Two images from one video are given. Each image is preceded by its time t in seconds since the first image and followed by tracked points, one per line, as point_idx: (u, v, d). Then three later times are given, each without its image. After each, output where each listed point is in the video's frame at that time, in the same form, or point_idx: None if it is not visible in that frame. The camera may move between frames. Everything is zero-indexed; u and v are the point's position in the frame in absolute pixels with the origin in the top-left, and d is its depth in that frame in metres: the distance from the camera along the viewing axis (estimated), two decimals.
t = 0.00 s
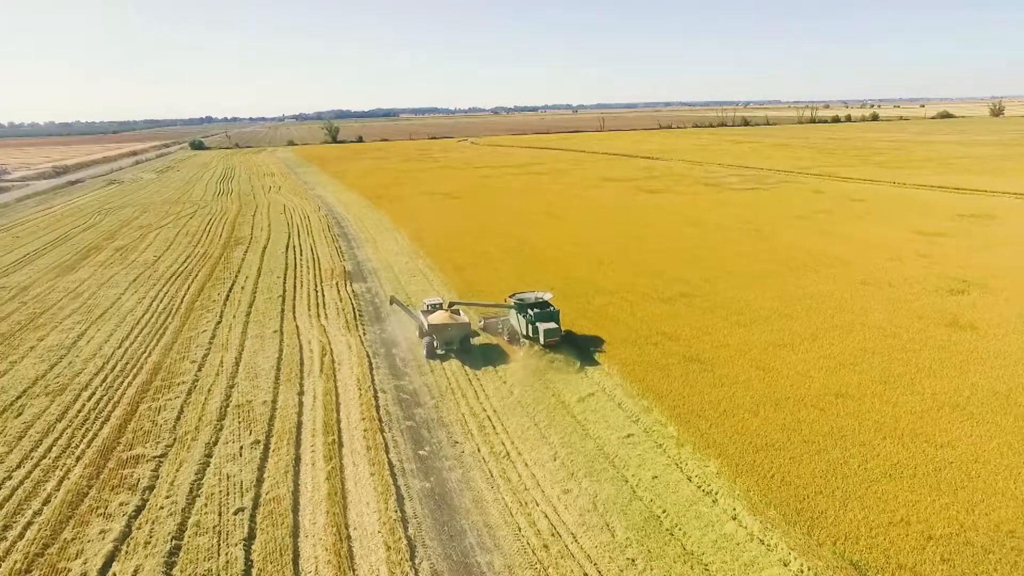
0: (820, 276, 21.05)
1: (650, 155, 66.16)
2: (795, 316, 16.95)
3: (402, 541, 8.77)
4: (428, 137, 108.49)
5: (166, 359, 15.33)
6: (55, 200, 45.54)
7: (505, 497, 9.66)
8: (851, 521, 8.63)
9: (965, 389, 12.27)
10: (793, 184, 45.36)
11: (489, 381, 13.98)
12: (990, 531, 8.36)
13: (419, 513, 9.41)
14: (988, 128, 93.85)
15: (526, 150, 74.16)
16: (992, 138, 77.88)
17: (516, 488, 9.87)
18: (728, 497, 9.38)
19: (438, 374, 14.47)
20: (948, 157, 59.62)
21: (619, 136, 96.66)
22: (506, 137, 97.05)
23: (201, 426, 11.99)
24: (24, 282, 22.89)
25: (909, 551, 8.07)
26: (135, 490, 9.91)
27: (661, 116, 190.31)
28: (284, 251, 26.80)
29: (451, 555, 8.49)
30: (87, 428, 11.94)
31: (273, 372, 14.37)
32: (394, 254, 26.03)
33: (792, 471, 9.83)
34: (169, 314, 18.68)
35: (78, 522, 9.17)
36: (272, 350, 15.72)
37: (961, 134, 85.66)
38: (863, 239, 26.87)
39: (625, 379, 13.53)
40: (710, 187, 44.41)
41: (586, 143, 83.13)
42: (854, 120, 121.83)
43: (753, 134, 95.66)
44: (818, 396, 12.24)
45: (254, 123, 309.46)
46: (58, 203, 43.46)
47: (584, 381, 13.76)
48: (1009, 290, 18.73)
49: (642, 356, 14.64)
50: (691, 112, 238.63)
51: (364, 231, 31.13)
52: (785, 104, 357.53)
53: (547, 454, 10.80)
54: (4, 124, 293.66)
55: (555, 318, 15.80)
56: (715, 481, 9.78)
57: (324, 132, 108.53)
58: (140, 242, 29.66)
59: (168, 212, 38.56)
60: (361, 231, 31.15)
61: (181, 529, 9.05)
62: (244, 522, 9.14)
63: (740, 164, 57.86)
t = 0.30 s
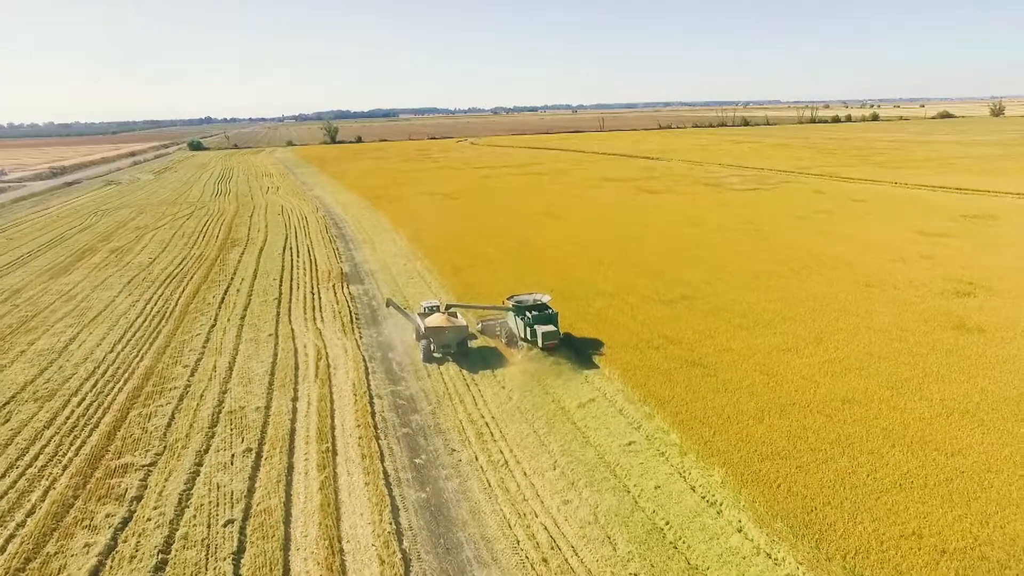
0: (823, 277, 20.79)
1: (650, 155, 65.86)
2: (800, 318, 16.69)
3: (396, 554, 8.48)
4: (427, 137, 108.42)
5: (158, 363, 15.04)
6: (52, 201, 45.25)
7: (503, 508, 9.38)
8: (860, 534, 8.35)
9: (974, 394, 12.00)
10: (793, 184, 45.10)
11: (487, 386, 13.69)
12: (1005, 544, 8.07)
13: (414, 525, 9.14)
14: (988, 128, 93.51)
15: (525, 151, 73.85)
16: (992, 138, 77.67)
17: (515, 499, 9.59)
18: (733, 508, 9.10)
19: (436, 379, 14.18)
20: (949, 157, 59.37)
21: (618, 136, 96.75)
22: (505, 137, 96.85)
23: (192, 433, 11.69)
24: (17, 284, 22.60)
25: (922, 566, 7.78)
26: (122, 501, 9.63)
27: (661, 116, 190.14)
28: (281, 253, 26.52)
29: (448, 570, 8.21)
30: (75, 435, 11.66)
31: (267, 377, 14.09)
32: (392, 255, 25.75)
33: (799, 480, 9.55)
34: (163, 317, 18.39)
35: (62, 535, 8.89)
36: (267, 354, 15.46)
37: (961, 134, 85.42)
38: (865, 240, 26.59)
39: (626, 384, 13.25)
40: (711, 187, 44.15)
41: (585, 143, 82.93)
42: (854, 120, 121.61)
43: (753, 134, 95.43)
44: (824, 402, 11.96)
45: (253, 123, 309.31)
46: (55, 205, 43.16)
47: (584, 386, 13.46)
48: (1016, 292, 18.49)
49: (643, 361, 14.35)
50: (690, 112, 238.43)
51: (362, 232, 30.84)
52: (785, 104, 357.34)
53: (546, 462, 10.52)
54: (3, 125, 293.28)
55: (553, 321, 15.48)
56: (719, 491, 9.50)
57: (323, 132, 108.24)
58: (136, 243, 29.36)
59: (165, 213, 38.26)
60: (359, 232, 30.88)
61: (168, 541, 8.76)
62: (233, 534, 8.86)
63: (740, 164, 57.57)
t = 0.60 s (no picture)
0: (827, 279, 20.51)
1: (650, 155, 65.59)
2: (803, 322, 16.40)
3: (389, 569, 8.19)
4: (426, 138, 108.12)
5: (149, 368, 14.75)
6: (48, 202, 44.96)
7: (501, 521, 9.09)
8: (871, 548, 8.06)
9: (984, 401, 11.72)
10: (794, 184, 44.86)
11: (485, 392, 13.38)
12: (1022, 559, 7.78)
13: (409, 537, 8.85)
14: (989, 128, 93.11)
15: (525, 151, 73.57)
16: (992, 138, 77.28)
17: (513, 510, 9.30)
18: (737, 520, 8.81)
19: (432, 384, 13.88)
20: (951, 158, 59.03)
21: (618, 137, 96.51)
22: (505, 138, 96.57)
23: (182, 441, 11.40)
24: (10, 287, 22.31)
25: None
26: (108, 512, 9.34)
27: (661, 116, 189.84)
28: (277, 254, 26.23)
29: None
30: (62, 444, 11.36)
31: (260, 383, 13.79)
32: (389, 257, 25.47)
33: (805, 491, 9.26)
34: (156, 321, 18.09)
35: (44, 549, 8.59)
36: (260, 359, 15.17)
37: (962, 134, 85.02)
38: (868, 241, 26.33)
39: (627, 390, 12.95)
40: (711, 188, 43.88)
41: (585, 143, 82.68)
42: (854, 120, 121.45)
43: (753, 134, 95.18)
44: (829, 409, 11.69)
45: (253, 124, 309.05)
46: (51, 206, 42.83)
47: (583, 392, 13.16)
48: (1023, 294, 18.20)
49: (644, 365, 14.06)
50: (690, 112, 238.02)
51: (359, 233, 30.54)
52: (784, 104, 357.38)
53: (546, 471, 10.23)
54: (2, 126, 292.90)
55: (551, 324, 15.21)
56: (723, 502, 9.21)
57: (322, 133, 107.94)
58: (131, 245, 29.08)
59: (162, 214, 37.96)
60: (356, 233, 30.58)
61: (153, 556, 8.47)
62: (221, 549, 8.56)
63: (741, 164, 57.31)
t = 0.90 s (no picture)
0: (830, 281, 20.25)
1: (649, 155, 65.32)
2: (806, 325, 16.14)
3: None
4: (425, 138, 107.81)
5: (139, 374, 14.42)
6: (43, 203, 44.66)
7: (498, 534, 8.78)
8: (882, 564, 7.76)
9: (994, 407, 11.43)
10: (794, 184, 44.62)
11: (482, 397, 13.07)
12: None
13: (402, 551, 8.55)
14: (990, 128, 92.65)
15: (524, 151, 73.32)
16: (993, 138, 76.83)
17: (511, 523, 9.00)
18: (743, 533, 8.52)
19: (428, 390, 13.58)
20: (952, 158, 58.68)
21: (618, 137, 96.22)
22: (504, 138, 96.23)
23: (170, 449, 11.08)
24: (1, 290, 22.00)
25: None
26: (91, 526, 9.02)
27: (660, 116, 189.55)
28: (273, 256, 25.93)
29: None
30: (46, 453, 11.05)
31: (252, 389, 13.47)
32: (387, 258, 25.19)
33: (813, 503, 8.96)
34: (148, 324, 17.80)
35: (23, 565, 8.28)
36: (253, 363, 14.86)
37: (964, 134, 84.50)
38: (869, 242, 26.07)
39: (628, 395, 12.66)
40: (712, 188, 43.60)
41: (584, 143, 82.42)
42: (854, 120, 121.22)
43: (753, 134, 94.94)
44: (835, 415, 11.39)
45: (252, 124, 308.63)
46: (46, 206, 42.48)
47: (582, 398, 12.85)
48: None
49: (645, 370, 13.76)
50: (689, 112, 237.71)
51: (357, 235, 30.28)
52: (784, 104, 357.08)
53: (544, 482, 9.93)
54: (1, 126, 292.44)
55: (549, 327, 15.02)
56: (727, 514, 8.92)
57: (320, 133, 107.69)
58: (126, 247, 28.75)
59: (158, 215, 37.62)
60: (354, 234, 30.29)
61: (136, 572, 8.16)
62: (207, 564, 8.26)
63: (741, 164, 57.04)
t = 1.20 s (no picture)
0: (833, 283, 19.99)
1: (649, 156, 65.00)
2: (809, 329, 15.86)
3: None
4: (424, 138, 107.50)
5: (129, 379, 14.11)
6: (39, 204, 44.35)
7: (493, 548, 8.47)
8: None
9: (1003, 414, 11.13)
10: (795, 185, 44.32)
11: (478, 404, 12.76)
12: None
13: (394, 567, 8.24)
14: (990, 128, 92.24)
15: (523, 151, 73.00)
16: (993, 138, 76.43)
17: (507, 536, 8.69)
18: (747, 547, 8.22)
19: (423, 396, 13.26)
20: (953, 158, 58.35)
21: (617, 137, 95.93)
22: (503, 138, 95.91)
23: (157, 458, 10.77)
24: None
25: None
26: (72, 540, 8.71)
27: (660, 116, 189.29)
28: (269, 258, 25.62)
29: None
30: (30, 462, 10.73)
31: (243, 395, 13.15)
32: (384, 260, 24.89)
33: (820, 515, 8.66)
34: (140, 328, 17.50)
35: None
36: (245, 368, 14.55)
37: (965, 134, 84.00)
38: (872, 243, 25.75)
39: (628, 402, 12.36)
40: (712, 188, 43.33)
41: (584, 143, 82.21)
42: (853, 120, 120.92)
43: (753, 134, 94.65)
44: (841, 423, 11.10)
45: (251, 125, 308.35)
46: (41, 208, 42.13)
47: (581, 404, 12.54)
48: None
49: (645, 375, 13.46)
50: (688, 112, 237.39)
51: (354, 236, 29.97)
52: (784, 104, 356.98)
53: (541, 493, 9.61)
54: None
55: (546, 330, 14.71)
56: (731, 527, 8.61)
57: (319, 133, 107.34)
58: (120, 248, 28.42)
59: (153, 217, 37.29)
60: (350, 236, 29.99)
61: None
62: None
63: (742, 164, 56.76)
